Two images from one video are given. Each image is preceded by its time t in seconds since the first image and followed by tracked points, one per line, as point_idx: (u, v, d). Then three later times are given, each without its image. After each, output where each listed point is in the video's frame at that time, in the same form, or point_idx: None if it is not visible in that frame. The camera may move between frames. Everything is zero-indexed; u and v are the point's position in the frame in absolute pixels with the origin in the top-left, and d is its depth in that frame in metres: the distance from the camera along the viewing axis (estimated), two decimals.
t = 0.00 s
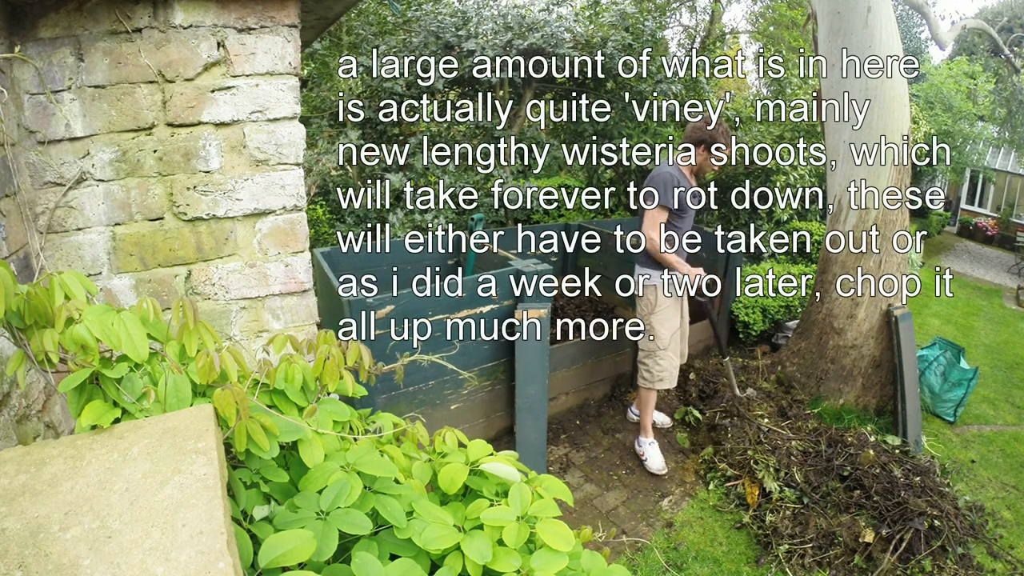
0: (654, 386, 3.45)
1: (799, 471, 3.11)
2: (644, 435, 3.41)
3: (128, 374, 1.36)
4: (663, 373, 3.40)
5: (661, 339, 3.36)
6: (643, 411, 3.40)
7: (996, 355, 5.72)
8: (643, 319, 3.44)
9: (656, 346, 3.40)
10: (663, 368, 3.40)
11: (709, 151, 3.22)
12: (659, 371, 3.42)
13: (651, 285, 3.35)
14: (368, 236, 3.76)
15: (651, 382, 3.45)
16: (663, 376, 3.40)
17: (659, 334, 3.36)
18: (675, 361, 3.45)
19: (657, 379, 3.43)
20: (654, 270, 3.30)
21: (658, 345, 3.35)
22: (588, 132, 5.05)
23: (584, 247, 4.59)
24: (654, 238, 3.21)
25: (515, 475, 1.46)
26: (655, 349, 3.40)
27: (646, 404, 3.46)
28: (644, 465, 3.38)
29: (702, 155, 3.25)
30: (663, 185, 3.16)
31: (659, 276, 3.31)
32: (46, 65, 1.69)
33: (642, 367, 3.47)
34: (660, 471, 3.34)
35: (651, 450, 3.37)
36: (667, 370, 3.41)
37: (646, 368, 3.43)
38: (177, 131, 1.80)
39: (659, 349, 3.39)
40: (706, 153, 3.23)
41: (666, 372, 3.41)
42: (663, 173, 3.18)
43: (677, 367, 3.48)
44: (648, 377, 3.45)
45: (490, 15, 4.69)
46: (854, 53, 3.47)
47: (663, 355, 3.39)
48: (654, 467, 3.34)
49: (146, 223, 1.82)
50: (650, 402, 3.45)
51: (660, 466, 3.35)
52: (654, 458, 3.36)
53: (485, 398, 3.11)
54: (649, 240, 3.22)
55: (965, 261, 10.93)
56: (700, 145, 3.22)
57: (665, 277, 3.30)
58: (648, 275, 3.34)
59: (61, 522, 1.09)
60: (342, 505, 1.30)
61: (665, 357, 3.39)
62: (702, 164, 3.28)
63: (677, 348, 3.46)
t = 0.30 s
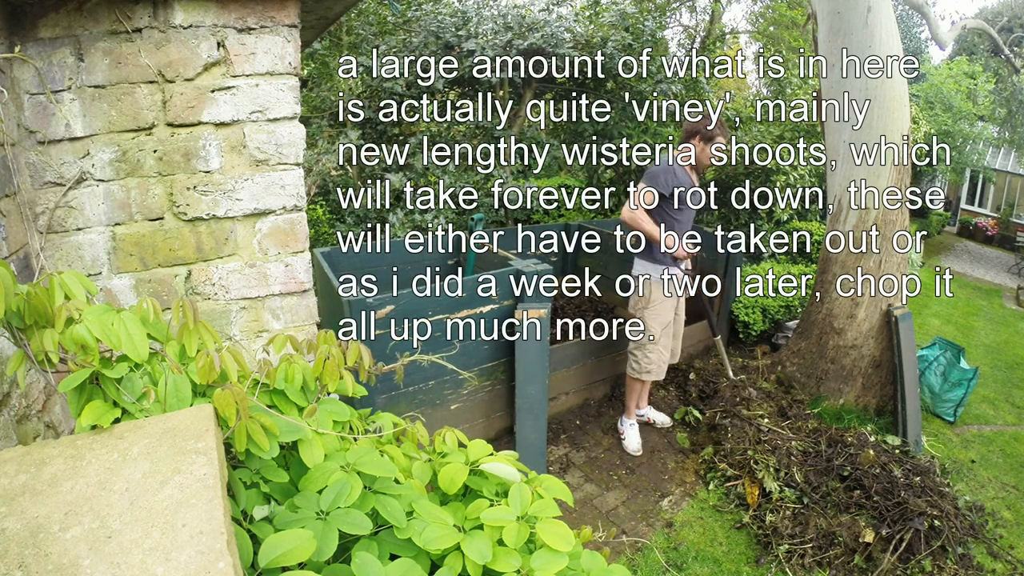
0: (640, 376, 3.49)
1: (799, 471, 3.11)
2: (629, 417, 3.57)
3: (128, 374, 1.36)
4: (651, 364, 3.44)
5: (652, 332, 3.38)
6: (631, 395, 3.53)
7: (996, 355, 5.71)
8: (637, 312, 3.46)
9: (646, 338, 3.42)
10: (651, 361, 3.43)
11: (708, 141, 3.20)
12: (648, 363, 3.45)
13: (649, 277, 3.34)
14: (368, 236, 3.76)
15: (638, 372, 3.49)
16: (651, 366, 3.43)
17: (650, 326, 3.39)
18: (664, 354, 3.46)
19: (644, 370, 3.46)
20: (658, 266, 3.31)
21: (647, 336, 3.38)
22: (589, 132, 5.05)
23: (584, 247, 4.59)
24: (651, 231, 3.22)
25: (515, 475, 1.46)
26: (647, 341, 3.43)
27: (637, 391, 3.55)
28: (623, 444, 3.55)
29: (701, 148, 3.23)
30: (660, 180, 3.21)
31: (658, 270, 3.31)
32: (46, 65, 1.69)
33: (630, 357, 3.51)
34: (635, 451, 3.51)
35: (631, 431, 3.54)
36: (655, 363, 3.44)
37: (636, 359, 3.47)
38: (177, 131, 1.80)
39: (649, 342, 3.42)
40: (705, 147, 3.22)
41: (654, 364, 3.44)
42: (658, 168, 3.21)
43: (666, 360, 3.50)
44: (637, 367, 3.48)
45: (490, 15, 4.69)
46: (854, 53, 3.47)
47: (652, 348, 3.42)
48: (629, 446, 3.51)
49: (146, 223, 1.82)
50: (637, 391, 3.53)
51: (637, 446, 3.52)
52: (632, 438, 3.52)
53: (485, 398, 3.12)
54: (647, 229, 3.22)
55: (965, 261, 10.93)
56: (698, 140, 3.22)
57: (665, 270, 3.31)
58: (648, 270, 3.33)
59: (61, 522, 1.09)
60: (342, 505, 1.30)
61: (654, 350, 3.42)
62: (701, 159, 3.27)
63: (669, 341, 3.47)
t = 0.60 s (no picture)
0: (632, 374, 3.50)
1: (799, 471, 3.12)
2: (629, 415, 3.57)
3: (128, 374, 1.36)
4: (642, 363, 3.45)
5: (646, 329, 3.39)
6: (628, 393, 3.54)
7: (996, 355, 5.72)
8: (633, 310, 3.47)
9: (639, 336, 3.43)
10: (643, 359, 3.44)
11: (703, 136, 3.20)
12: (640, 362, 3.46)
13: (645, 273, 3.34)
14: (368, 236, 3.76)
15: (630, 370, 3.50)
16: (642, 365, 3.44)
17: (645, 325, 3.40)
18: (657, 353, 3.47)
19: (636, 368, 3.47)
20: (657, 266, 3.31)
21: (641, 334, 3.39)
22: (589, 132, 5.05)
23: (584, 247, 4.59)
24: (644, 232, 3.20)
25: (515, 475, 1.46)
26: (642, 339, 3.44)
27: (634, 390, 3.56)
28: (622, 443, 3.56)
29: (699, 145, 3.23)
30: (655, 181, 3.20)
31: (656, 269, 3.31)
32: (46, 65, 1.69)
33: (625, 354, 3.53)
34: (634, 449, 3.52)
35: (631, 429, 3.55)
36: (647, 361, 3.45)
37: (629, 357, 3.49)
38: (177, 131, 1.80)
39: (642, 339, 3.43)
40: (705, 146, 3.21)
41: (646, 362, 3.44)
42: (649, 170, 3.18)
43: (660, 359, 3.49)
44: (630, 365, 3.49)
45: (490, 15, 4.69)
46: (854, 53, 3.47)
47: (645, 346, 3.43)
48: (628, 444, 3.52)
49: (146, 223, 1.82)
50: (633, 390, 3.53)
51: (635, 444, 3.53)
52: (631, 436, 3.52)
53: (485, 398, 3.11)
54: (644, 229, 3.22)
55: (964, 261, 10.94)
56: (694, 137, 3.23)
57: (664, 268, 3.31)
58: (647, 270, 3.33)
59: (61, 522, 1.09)
60: (341, 505, 1.30)
61: (647, 348, 3.43)
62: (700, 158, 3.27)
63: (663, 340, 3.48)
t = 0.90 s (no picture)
0: (637, 375, 3.50)
1: (799, 471, 3.12)
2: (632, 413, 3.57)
3: (128, 374, 1.36)
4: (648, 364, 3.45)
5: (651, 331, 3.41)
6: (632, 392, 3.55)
7: (995, 355, 5.72)
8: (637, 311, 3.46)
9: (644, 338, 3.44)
10: (648, 360, 3.45)
11: (705, 136, 3.19)
12: (646, 363, 3.46)
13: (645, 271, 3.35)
14: (368, 236, 3.76)
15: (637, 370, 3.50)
16: (647, 366, 3.44)
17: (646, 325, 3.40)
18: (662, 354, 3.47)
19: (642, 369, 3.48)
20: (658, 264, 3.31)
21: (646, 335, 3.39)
22: (588, 132, 5.05)
23: (584, 247, 4.60)
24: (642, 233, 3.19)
25: (515, 475, 1.46)
26: (646, 340, 3.45)
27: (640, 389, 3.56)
28: (624, 441, 3.56)
29: (699, 144, 3.23)
30: (654, 181, 3.23)
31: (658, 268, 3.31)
32: (46, 65, 1.69)
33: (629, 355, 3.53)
34: (635, 447, 3.53)
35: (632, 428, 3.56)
36: (652, 362, 3.45)
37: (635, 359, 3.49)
38: (177, 131, 1.80)
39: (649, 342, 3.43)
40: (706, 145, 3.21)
41: (651, 363, 3.44)
42: (649, 171, 3.22)
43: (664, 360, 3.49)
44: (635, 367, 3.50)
45: (490, 15, 4.69)
46: (854, 53, 3.47)
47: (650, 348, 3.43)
48: (630, 442, 3.53)
49: (146, 223, 1.82)
50: (638, 391, 3.54)
51: (637, 442, 3.53)
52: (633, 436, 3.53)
53: (485, 398, 3.11)
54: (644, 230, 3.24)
55: (964, 261, 10.94)
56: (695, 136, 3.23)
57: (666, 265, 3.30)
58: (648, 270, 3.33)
59: (61, 522, 1.09)
60: (342, 505, 1.30)
61: (651, 350, 3.43)
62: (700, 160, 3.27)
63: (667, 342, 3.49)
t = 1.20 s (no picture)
0: (641, 376, 3.49)
1: (799, 471, 3.12)
2: (633, 414, 3.57)
3: (128, 374, 1.36)
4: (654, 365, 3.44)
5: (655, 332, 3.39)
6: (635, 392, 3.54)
7: (996, 355, 5.72)
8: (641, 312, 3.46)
9: (649, 339, 3.43)
10: (653, 361, 3.44)
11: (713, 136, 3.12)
12: (651, 364, 3.45)
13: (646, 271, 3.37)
14: (368, 236, 3.76)
15: (642, 371, 3.49)
16: (652, 367, 3.43)
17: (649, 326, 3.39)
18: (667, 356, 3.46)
19: (647, 370, 3.46)
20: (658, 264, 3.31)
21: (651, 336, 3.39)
22: (588, 132, 5.05)
23: (584, 247, 4.59)
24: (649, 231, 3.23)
25: (515, 475, 1.46)
26: (649, 341, 3.43)
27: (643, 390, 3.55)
28: (624, 441, 3.56)
29: (703, 146, 3.21)
30: (660, 182, 3.26)
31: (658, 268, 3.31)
32: (46, 65, 1.69)
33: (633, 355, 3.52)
34: (635, 449, 3.53)
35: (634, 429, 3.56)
36: (657, 363, 3.44)
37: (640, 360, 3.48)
38: (177, 131, 1.80)
39: (654, 343, 3.42)
40: (708, 147, 3.18)
41: (656, 364, 3.44)
42: (661, 170, 3.25)
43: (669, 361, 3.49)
44: (640, 368, 3.49)
45: (490, 15, 4.69)
46: (854, 53, 3.47)
47: (656, 349, 3.42)
48: (630, 443, 3.53)
49: (146, 223, 1.82)
50: (642, 392, 3.53)
51: (637, 443, 3.53)
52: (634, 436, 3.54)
53: (485, 398, 3.11)
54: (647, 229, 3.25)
55: (964, 261, 10.94)
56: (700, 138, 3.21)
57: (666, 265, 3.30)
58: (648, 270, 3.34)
59: (61, 522, 1.09)
60: (341, 504, 1.30)
61: (657, 350, 3.42)
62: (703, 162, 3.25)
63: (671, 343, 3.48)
